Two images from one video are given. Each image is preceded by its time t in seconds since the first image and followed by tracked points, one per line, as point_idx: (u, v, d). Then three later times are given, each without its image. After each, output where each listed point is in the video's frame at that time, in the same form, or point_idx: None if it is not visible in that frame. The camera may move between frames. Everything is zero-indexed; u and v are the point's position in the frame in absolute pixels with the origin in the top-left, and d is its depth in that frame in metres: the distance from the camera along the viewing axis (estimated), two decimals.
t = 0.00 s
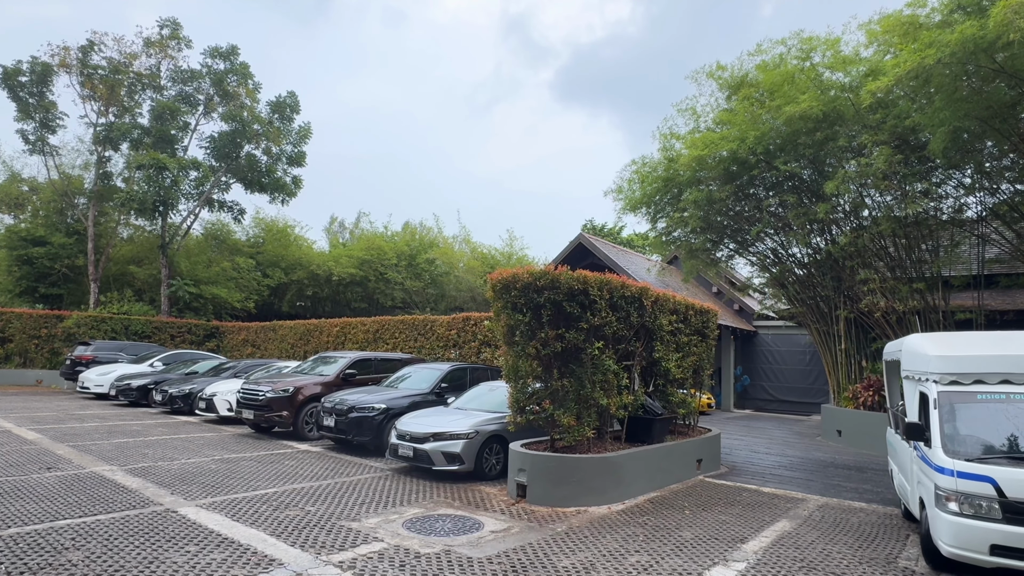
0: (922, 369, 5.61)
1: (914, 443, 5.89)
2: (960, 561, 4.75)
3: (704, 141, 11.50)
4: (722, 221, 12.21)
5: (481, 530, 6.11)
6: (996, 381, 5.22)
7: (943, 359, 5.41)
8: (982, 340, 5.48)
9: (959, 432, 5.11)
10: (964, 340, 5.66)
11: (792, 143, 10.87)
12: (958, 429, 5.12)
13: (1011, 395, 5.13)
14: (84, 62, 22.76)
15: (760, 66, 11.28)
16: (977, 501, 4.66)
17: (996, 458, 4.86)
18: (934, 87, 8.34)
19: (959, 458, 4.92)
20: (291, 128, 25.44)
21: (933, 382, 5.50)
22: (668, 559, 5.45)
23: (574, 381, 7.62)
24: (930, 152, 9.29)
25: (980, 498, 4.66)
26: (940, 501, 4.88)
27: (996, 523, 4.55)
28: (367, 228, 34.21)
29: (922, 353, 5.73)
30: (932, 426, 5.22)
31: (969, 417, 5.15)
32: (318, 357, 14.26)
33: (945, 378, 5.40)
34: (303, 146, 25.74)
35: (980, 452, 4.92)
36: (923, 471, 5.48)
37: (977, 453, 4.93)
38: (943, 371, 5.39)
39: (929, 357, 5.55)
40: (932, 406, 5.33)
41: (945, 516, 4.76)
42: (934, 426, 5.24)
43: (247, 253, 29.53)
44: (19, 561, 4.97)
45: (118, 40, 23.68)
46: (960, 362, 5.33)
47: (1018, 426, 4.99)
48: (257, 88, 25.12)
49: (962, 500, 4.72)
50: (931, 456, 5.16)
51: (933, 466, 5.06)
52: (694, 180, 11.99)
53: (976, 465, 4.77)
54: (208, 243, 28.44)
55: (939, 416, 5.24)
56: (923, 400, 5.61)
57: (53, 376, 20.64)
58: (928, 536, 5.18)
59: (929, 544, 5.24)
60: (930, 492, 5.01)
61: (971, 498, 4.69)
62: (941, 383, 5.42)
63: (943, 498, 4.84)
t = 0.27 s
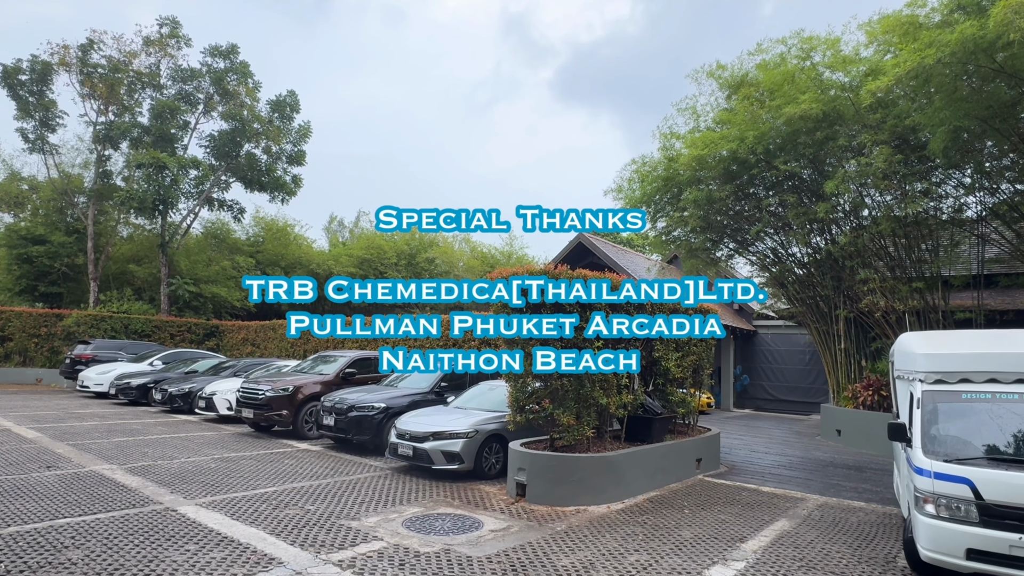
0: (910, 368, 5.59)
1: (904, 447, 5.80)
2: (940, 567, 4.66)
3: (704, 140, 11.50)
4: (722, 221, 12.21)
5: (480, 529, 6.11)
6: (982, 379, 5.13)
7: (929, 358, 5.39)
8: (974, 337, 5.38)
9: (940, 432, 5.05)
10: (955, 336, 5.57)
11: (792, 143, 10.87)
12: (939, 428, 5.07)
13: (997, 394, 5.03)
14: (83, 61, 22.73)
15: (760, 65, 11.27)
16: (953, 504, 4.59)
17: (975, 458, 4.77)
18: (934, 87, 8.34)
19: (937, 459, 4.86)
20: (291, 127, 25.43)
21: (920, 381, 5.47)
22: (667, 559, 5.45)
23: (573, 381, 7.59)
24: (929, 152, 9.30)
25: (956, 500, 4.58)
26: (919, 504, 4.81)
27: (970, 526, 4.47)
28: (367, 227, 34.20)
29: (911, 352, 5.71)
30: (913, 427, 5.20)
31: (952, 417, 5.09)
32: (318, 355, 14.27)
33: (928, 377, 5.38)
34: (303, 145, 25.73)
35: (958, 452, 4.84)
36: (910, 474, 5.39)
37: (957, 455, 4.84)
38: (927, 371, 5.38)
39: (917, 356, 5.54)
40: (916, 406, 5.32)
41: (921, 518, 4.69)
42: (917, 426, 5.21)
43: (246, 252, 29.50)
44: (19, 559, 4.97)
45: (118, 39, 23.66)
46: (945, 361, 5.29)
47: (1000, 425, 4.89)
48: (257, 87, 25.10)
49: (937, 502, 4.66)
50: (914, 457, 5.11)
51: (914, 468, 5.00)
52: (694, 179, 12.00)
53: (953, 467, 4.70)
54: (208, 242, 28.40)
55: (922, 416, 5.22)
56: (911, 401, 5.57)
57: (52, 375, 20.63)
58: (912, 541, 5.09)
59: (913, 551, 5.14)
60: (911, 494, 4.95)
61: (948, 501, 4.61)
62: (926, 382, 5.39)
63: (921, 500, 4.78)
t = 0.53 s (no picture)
0: (895, 365, 5.41)
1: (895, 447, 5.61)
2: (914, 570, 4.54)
3: (704, 140, 11.51)
4: (722, 220, 12.21)
5: (480, 528, 6.11)
6: (965, 377, 4.91)
7: (912, 354, 5.22)
8: (963, 334, 5.14)
9: (917, 430, 4.87)
10: (946, 332, 5.33)
11: (792, 142, 10.86)
12: (916, 426, 4.89)
13: (979, 391, 4.80)
14: (83, 59, 22.72)
15: (760, 64, 11.27)
16: (923, 505, 4.46)
17: (950, 458, 4.56)
18: (934, 86, 8.34)
19: (910, 457, 4.71)
20: (291, 126, 25.43)
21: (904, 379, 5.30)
22: (667, 558, 5.45)
23: (573, 380, 7.64)
24: (930, 152, 9.31)
25: (926, 501, 4.45)
26: (893, 506, 4.70)
27: (940, 528, 4.34)
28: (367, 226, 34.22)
29: (897, 348, 5.52)
30: (890, 425, 5.04)
31: (931, 415, 4.89)
32: (318, 354, 14.28)
33: (910, 374, 5.22)
34: (303, 144, 25.73)
35: (934, 452, 4.64)
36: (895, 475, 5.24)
37: (932, 454, 4.65)
38: (910, 368, 5.21)
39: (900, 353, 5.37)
40: (896, 403, 5.16)
41: (892, 520, 4.61)
42: (896, 424, 5.06)
43: (246, 250, 29.51)
44: (19, 557, 4.98)
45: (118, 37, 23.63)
46: (927, 357, 5.10)
47: (979, 424, 4.67)
48: (258, 85, 25.09)
49: (908, 503, 4.55)
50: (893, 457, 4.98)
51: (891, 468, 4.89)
52: (694, 178, 12.02)
53: (926, 466, 4.54)
54: (208, 241, 28.37)
55: (900, 414, 5.06)
56: (895, 399, 5.39)
57: (52, 373, 20.64)
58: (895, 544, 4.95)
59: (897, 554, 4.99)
60: (886, 493, 4.85)
61: (918, 502, 4.50)
62: (909, 380, 5.22)
63: (894, 500, 4.68)
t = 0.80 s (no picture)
0: (871, 362, 5.20)
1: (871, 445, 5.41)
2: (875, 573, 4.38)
3: (705, 139, 11.52)
4: (723, 219, 12.21)
5: (480, 527, 6.12)
6: (936, 375, 4.67)
7: (884, 351, 4.99)
8: (941, 329, 4.85)
9: (882, 428, 4.68)
10: (927, 328, 5.05)
11: (793, 141, 10.85)
12: (882, 425, 4.69)
13: (948, 390, 4.55)
14: (84, 58, 22.71)
15: (761, 64, 11.27)
16: (882, 506, 4.30)
17: (911, 457, 4.37)
18: (935, 86, 8.34)
19: (872, 457, 4.54)
20: (291, 124, 25.42)
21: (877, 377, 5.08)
22: (667, 557, 5.45)
23: (573, 378, 7.64)
24: (931, 151, 9.32)
25: (885, 502, 4.29)
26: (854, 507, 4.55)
27: (897, 530, 4.18)
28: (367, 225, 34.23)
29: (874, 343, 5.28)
30: (858, 424, 4.86)
31: (898, 414, 4.67)
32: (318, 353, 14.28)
33: (882, 372, 5.01)
34: (303, 143, 25.72)
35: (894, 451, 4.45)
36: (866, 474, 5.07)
37: (893, 454, 4.46)
38: (881, 365, 5.00)
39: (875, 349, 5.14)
40: (865, 401, 4.96)
41: (852, 521, 4.46)
42: (862, 423, 4.86)
43: (247, 249, 29.50)
44: (19, 556, 4.98)
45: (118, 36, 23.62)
46: (898, 353, 4.88)
47: (944, 424, 4.43)
48: (258, 84, 25.07)
49: (867, 504, 4.39)
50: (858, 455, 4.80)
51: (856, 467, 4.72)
52: (694, 177, 12.04)
53: (885, 466, 4.37)
54: (208, 239, 28.34)
55: (868, 412, 4.86)
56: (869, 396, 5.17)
57: (53, 372, 20.65)
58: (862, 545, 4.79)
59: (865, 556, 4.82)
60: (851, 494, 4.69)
61: (877, 502, 4.33)
62: (881, 378, 5.02)
63: (855, 501, 4.53)
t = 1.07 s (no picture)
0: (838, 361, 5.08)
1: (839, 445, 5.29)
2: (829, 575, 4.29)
3: (706, 138, 11.52)
4: (724, 219, 12.21)
5: (481, 526, 6.12)
6: (900, 372, 4.55)
7: (850, 348, 4.88)
8: (910, 329, 4.75)
9: (841, 427, 4.57)
10: (900, 327, 4.91)
11: (794, 140, 10.84)
12: (841, 424, 4.59)
13: (910, 388, 4.42)
14: (85, 56, 22.71)
15: (763, 62, 11.26)
16: (832, 507, 4.21)
17: (863, 457, 4.27)
18: (936, 84, 8.32)
19: (826, 457, 4.44)
20: (292, 123, 25.42)
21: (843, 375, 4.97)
22: (667, 556, 5.45)
23: (574, 377, 7.61)
24: (933, 150, 9.32)
25: (835, 503, 4.20)
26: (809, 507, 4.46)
27: (847, 532, 4.08)
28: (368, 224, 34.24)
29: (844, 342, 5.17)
30: (817, 422, 4.75)
31: (858, 412, 4.56)
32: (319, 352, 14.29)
33: (847, 369, 4.89)
34: (304, 142, 25.72)
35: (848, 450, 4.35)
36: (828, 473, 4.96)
37: (848, 454, 4.36)
38: (848, 362, 4.88)
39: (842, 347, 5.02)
40: (829, 400, 4.84)
41: (804, 523, 4.37)
42: (823, 421, 4.76)
43: (248, 248, 29.48)
44: (21, 553, 4.99)
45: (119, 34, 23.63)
46: (863, 350, 4.76)
47: (901, 422, 4.32)
48: (259, 83, 25.06)
49: (818, 505, 4.31)
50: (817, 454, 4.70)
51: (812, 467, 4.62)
52: (696, 176, 12.05)
53: (837, 466, 4.27)
54: (209, 238, 28.30)
55: (829, 410, 4.75)
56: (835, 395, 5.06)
57: (54, 371, 20.67)
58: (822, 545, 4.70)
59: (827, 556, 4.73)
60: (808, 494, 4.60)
61: (827, 503, 4.25)
62: (846, 376, 4.90)
63: (808, 503, 4.44)
